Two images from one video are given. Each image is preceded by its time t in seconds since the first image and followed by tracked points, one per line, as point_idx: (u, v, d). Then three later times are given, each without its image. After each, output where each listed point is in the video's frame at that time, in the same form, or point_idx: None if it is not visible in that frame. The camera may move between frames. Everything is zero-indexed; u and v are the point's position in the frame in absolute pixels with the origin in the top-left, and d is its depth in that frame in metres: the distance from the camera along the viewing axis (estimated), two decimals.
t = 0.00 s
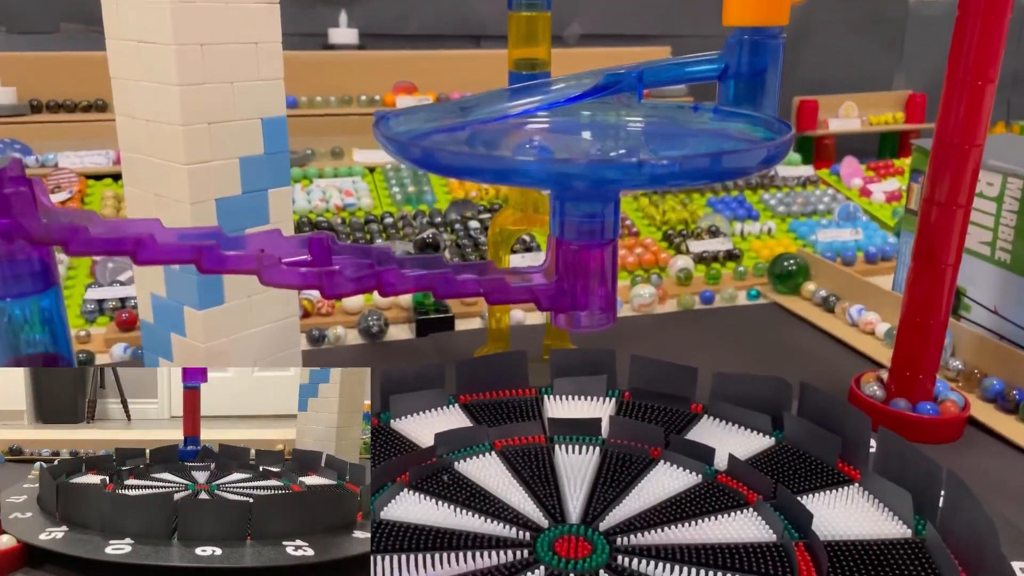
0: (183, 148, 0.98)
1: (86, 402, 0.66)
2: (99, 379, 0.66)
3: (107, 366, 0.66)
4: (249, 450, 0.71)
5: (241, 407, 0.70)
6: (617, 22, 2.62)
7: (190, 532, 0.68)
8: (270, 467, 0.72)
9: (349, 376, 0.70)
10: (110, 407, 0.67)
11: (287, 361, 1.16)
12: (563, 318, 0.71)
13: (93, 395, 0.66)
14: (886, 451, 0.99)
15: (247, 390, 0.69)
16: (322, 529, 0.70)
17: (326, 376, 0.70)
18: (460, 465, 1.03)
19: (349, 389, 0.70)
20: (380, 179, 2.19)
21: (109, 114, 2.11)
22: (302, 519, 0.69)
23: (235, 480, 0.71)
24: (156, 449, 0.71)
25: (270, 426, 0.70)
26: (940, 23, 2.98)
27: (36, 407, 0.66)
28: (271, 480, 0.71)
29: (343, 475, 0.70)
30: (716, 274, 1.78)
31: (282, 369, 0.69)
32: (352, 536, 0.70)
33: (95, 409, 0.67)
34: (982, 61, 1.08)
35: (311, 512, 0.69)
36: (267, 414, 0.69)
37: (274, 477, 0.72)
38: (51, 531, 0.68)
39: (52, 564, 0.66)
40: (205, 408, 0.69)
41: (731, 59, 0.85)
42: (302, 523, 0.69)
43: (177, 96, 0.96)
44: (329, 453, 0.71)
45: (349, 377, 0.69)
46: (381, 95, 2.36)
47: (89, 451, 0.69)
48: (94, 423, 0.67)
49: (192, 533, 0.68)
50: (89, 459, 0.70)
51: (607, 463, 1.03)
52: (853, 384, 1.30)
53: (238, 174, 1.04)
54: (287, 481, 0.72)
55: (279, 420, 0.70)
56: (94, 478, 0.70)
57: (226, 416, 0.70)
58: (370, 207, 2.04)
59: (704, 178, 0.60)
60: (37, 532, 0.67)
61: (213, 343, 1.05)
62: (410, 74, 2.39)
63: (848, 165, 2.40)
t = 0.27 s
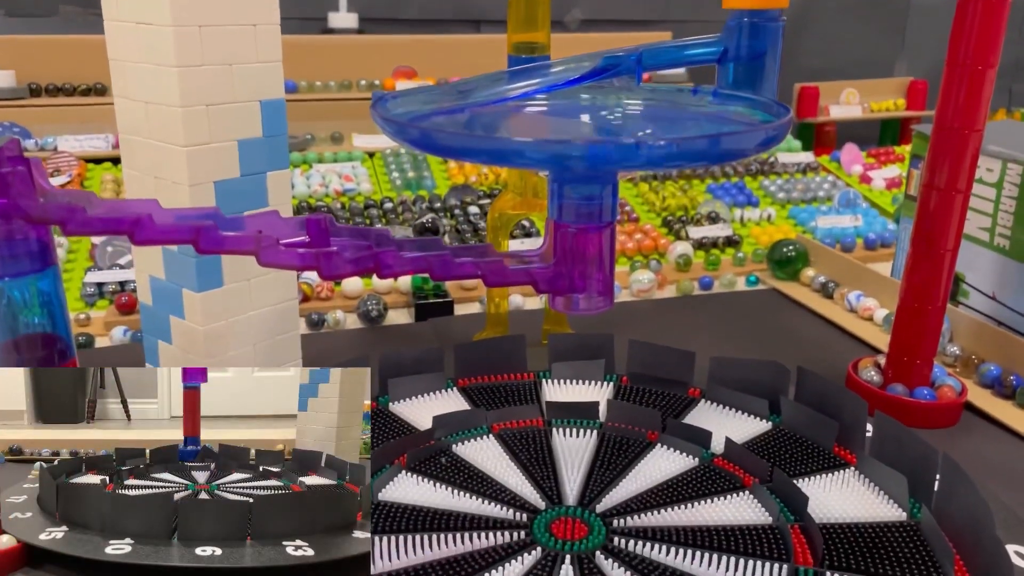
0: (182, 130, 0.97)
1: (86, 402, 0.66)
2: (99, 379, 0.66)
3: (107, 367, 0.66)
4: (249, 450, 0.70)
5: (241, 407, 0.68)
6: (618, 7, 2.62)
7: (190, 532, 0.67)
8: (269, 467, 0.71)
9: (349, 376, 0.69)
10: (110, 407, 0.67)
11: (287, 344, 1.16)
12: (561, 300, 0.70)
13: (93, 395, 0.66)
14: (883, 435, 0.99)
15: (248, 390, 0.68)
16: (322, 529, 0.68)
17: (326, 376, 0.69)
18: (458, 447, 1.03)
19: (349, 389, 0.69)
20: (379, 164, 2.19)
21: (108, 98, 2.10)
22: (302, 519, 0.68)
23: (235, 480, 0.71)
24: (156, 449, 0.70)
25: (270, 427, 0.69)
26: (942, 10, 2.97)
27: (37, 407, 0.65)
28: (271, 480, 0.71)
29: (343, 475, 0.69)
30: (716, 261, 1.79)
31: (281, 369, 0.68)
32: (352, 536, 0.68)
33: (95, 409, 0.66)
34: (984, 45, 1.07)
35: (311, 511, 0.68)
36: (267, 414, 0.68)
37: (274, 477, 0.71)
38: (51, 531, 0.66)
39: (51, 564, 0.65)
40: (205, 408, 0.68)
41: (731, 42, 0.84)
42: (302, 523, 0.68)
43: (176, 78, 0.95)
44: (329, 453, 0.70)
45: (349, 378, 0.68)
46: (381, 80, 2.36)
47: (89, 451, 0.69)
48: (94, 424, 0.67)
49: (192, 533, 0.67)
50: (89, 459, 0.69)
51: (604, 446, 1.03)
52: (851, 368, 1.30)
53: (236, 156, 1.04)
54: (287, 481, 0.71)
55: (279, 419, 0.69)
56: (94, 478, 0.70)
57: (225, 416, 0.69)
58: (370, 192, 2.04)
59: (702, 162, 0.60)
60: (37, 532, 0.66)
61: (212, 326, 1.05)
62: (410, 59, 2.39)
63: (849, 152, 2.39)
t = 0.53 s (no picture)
0: (180, 110, 0.97)
1: (86, 402, 0.65)
2: (99, 379, 0.65)
3: (108, 366, 0.65)
4: (249, 450, 0.68)
5: (242, 407, 0.67)
6: None
7: (190, 532, 0.66)
8: (269, 467, 0.69)
9: (349, 375, 0.68)
10: (110, 407, 0.66)
11: (287, 325, 1.15)
12: (558, 280, 0.70)
13: (93, 396, 0.65)
14: (880, 417, 1.00)
15: (248, 389, 0.66)
16: (322, 530, 0.68)
17: (326, 376, 0.67)
18: (457, 429, 1.03)
19: (350, 389, 0.68)
20: (379, 147, 2.19)
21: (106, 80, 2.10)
22: (302, 519, 0.68)
23: (235, 480, 0.69)
24: (156, 449, 0.68)
25: (270, 427, 0.67)
26: None
27: (36, 407, 0.64)
28: (271, 479, 0.69)
29: (343, 474, 0.68)
30: (715, 245, 1.78)
31: (281, 369, 0.67)
32: (352, 536, 0.68)
33: (96, 409, 0.65)
34: (987, 27, 1.06)
35: (311, 512, 0.67)
36: (267, 414, 0.67)
37: (274, 476, 0.69)
38: (51, 531, 0.66)
39: (52, 564, 0.65)
40: (205, 408, 0.66)
41: (731, 22, 0.84)
42: (302, 523, 0.68)
43: (174, 58, 0.95)
44: (329, 453, 0.68)
45: (350, 378, 0.67)
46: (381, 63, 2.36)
47: (89, 451, 0.67)
48: (94, 424, 0.66)
49: (192, 533, 0.66)
50: (89, 459, 0.68)
51: (602, 428, 1.04)
52: (850, 351, 1.30)
53: (235, 136, 1.03)
54: (287, 481, 0.69)
55: (279, 420, 0.68)
56: (94, 478, 0.68)
57: (226, 417, 0.67)
58: (369, 175, 2.04)
59: (701, 139, 0.60)
60: (38, 532, 0.66)
61: (211, 307, 1.05)
62: (410, 42, 2.38)
63: (849, 137, 2.38)
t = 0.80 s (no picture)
0: (176, 88, 0.96)
1: (86, 402, 0.65)
2: (99, 379, 0.64)
3: (107, 366, 0.65)
4: (249, 450, 0.69)
5: (242, 407, 0.67)
6: None
7: (190, 532, 0.65)
8: (269, 467, 0.70)
9: (349, 375, 0.69)
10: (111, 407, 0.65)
11: (284, 308, 1.15)
12: (558, 260, 0.69)
13: (93, 395, 0.65)
14: (882, 401, 0.99)
15: (248, 389, 0.67)
16: (322, 529, 0.67)
17: (327, 375, 0.68)
18: (456, 411, 1.03)
19: (350, 388, 0.69)
20: (378, 130, 2.17)
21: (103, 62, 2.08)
22: (301, 519, 0.67)
23: (235, 480, 0.69)
24: (156, 449, 0.68)
25: (270, 427, 0.68)
26: None
27: (36, 407, 0.64)
28: (271, 480, 0.69)
29: (343, 474, 0.68)
30: (716, 229, 1.78)
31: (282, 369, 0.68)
32: (352, 536, 0.67)
33: (95, 409, 0.65)
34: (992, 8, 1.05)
35: (311, 511, 0.67)
36: (267, 414, 0.68)
37: (274, 477, 0.69)
38: (51, 531, 0.65)
39: (51, 564, 0.64)
40: (205, 408, 0.67)
41: None
42: (302, 523, 0.67)
43: (169, 36, 0.94)
44: (329, 453, 0.69)
45: (350, 377, 0.68)
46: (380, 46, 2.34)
47: (89, 451, 0.67)
48: (94, 424, 0.66)
49: (192, 533, 0.65)
50: (89, 459, 0.67)
51: (602, 411, 1.03)
52: (851, 335, 1.30)
53: (233, 116, 1.02)
54: (287, 481, 0.69)
55: (279, 419, 0.69)
56: (94, 478, 0.68)
57: (225, 417, 0.68)
58: (368, 158, 2.03)
59: (704, 115, 0.59)
60: (37, 532, 0.65)
61: (208, 289, 1.04)
62: (410, 25, 2.36)
63: (851, 121, 2.37)
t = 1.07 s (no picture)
0: (173, 71, 0.95)
1: (86, 402, 0.61)
2: (99, 379, 0.61)
3: (107, 365, 0.61)
4: (249, 450, 0.66)
5: (244, 407, 0.64)
6: None
7: (190, 532, 0.64)
8: (269, 467, 0.68)
9: (350, 374, 0.66)
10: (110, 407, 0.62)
11: (283, 292, 1.15)
12: (557, 245, 0.69)
13: (93, 395, 0.62)
14: (879, 386, 0.99)
15: (249, 390, 0.64)
16: (322, 530, 0.66)
17: (326, 376, 0.65)
18: (454, 396, 1.03)
19: (350, 388, 0.65)
20: (377, 115, 2.17)
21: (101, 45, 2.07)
22: (302, 519, 0.66)
23: (235, 480, 0.68)
24: (155, 449, 0.66)
25: (270, 427, 0.66)
26: None
27: (36, 405, 0.60)
28: (270, 480, 0.68)
29: (343, 474, 0.67)
30: (716, 215, 1.77)
31: (281, 369, 0.65)
32: (352, 536, 0.66)
33: (95, 409, 0.62)
34: None
35: (310, 511, 0.66)
36: (267, 414, 0.65)
37: (274, 477, 0.68)
38: (51, 531, 0.63)
39: (52, 564, 0.61)
40: (205, 409, 0.64)
41: None
42: (302, 522, 0.66)
43: (166, 18, 0.93)
44: (329, 453, 0.67)
45: (350, 377, 0.65)
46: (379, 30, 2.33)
47: (89, 451, 0.64)
48: (93, 424, 0.62)
49: (192, 533, 0.64)
50: (89, 459, 0.65)
51: (600, 396, 1.03)
52: (850, 321, 1.30)
53: (231, 99, 1.02)
54: (287, 482, 0.68)
55: (279, 419, 0.66)
56: (93, 478, 0.65)
57: (225, 417, 0.65)
58: (367, 143, 2.02)
59: (704, 99, 0.59)
60: (37, 532, 0.62)
61: (207, 273, 1.04)
62: (409, 8, 2.35)
63: (851, 107, 2.37)
